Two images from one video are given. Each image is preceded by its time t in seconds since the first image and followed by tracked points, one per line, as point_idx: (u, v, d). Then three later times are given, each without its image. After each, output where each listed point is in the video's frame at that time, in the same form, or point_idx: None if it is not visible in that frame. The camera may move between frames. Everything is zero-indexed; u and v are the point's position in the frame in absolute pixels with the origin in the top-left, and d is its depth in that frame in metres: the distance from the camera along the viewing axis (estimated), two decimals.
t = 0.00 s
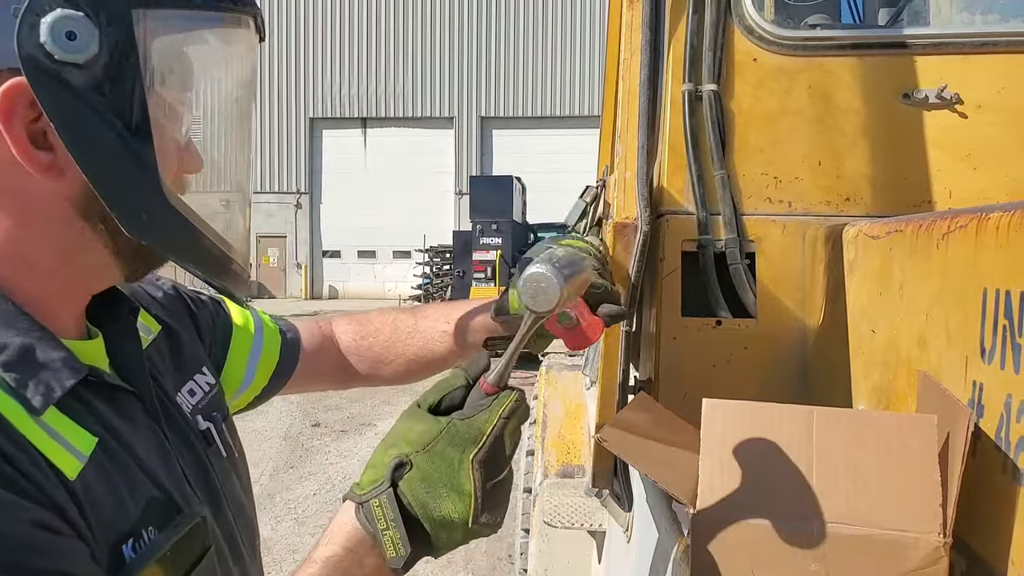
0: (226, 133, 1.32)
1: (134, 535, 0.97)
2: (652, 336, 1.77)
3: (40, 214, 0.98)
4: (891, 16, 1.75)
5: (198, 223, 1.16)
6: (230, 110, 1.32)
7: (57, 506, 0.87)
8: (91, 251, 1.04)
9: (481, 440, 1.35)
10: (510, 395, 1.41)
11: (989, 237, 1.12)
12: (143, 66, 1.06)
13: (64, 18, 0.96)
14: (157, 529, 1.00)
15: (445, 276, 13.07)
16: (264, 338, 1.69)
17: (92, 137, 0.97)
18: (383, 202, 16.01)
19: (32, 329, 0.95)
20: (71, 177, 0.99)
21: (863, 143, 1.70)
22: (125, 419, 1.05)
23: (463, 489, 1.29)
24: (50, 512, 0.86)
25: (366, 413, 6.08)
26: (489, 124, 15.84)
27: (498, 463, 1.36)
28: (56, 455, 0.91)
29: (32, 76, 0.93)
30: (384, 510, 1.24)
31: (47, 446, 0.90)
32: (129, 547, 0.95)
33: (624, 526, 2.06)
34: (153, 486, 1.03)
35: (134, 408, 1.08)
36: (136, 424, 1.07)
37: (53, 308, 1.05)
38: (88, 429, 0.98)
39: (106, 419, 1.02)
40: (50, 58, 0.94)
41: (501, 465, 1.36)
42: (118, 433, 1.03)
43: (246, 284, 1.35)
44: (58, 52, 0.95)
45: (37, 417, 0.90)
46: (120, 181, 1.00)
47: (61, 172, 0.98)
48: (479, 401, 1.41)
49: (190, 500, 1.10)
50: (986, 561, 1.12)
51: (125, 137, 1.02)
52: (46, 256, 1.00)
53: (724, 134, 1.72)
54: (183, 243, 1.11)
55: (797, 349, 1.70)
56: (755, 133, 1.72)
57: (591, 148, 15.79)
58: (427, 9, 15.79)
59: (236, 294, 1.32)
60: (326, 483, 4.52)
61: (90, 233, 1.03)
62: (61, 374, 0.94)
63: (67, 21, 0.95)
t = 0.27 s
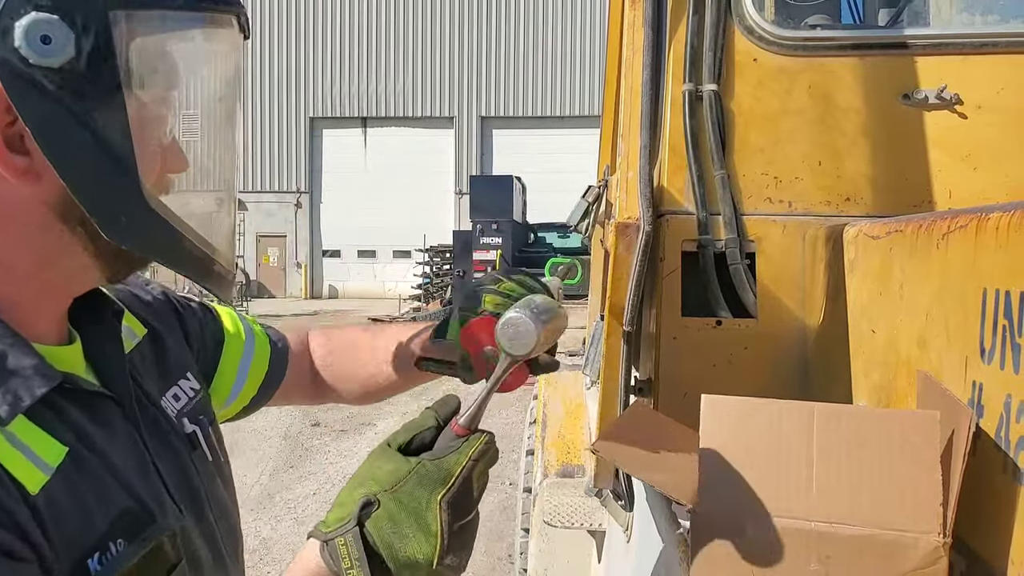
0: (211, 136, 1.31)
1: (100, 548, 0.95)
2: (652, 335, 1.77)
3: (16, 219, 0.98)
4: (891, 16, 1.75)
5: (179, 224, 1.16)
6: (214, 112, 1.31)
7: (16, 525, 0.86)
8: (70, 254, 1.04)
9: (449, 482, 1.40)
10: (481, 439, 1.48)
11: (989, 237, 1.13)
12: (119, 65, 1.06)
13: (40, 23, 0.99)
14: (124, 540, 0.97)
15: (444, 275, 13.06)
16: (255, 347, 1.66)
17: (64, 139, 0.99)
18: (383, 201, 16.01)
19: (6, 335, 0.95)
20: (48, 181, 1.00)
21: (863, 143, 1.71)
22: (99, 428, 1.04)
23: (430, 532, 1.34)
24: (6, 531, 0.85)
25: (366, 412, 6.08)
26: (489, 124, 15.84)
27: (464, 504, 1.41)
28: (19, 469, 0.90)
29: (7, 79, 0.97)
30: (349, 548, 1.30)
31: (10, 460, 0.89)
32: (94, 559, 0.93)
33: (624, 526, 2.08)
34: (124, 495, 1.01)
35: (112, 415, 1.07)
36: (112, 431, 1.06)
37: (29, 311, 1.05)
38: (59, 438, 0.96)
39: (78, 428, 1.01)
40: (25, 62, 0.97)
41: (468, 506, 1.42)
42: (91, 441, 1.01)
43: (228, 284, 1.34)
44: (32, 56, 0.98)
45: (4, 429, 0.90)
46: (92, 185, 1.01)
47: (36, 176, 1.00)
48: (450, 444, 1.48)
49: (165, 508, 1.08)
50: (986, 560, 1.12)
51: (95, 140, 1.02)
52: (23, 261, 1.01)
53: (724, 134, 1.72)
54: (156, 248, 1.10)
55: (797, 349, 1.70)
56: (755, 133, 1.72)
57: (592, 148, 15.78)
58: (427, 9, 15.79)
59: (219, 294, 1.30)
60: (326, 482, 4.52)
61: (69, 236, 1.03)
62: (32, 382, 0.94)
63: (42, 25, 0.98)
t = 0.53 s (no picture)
0: (210, 141, 1.28)
1: (82, 554, 0.91)
2: (652, 335, 1.77)
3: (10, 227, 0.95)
4: (891, 16, 1.75)
5: (170, 233, 1.11)
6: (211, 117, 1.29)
7: None
8: (64, 260, 0.99)
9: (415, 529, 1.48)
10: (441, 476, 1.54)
11: (988, 237, 1.12)
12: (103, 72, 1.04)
13: (14, 32, 0.96)
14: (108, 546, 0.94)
15: (444, 275, 13.06)
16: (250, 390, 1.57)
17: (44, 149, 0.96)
18: (383, 201, 16.01)
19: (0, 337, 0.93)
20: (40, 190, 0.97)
21: (863, 143, 1.70)
22: (95, 430, 1.01)
23: None
24: None
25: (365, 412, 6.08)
26: (488, 124, 15.84)
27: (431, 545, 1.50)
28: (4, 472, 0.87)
29: None
30: None
31: None
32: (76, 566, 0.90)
33: (624, 526, 2.05)
34: (112, 500, 0.98)
35: (109, 417, 1.05)
36: (108, 434, 1.03)
37: (27, 315, 1.01)
38: (49, 439, 0.94)
39: (71, 430, 0.98)
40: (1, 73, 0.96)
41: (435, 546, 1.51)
42: (83, 444, 0.98)
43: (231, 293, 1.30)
44: (6, 65, 0.96)
45: None
46: (80, 190, 0.98)
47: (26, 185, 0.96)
48: (421, 512, 1.29)
49: (157, 518, 1.05)
50: (987, 560, 1.12)
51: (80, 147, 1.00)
52: (17, 265, 0.96)
53: (724, 134, 1.72)
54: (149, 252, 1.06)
55: (797, 349, 1.70)
56: (755, 133, 1.72)
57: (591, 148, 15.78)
58: (427, 9, 15.79)
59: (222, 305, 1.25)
60: (326, 483, 4.52)
61: (61, 244, 0.99)
62: (26, 381, 0.92)
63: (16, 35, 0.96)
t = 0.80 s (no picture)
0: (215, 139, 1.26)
1: (97, 548, 0.92)
2: (652, 335, 1.77)
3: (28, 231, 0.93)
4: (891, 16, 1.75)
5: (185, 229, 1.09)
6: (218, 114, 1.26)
7: (12, 529, 0.84)
8: (81, 261, 0.98)
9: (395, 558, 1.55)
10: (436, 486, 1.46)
11: (988, 236, 1.13)
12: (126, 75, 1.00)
13: (39, 44, 0.92)
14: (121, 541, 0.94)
15: (444, 275, 13.06)
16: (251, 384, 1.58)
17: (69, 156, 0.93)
18: (383, 201, 16.01)
19: (14, 337, 0.93)
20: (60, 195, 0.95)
21: (863, 143, 1.70)
22: (105, 428, 1.01)
23: None
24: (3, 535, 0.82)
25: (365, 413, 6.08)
26: (488, 124, 15.84)
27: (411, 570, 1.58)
28: (20, 469, 0.87)
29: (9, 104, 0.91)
30: None
31: (5, 460, 0.86)
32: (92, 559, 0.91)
33: (623, 526, 2.06)
34: (124, 496, 0.98)
35: (119, 416, 1.04)
36: (118, 431, 1.03)
37: (36, 315, 0.99)
38: (61, 438, 0.94)
39: (82, 428, 0.98)
40: (28, 85, 0.92)
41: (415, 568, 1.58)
42: (94, 442, 0.98)
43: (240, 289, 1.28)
44: (33, 77, 0.92)
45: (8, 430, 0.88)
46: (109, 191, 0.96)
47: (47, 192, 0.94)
48: (442, 524, 1.31)
49: (166, 514, 1.04)
50: (986, 560, 1.12)
51: (108, 155, 0.97)
52: (33, 267, 0.96)
53: (724, 134, 1.72)
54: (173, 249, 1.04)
55: (797, 349, 1.70)
56: (755, 133, 1.72)
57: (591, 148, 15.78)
58: (427, 9, 15.79)
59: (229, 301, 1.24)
60: (326, 483, 4.52)
61: (80, 246, 0.97)
62: (39, 383, 0.92)
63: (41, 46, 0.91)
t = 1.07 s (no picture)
0: (234, 143, 1.24)
1: (136, 523, 0.92)
2: (652, 335, 1.77)
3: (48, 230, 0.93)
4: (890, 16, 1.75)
5: (199, 238, 1.08)
6: (236, 119, 1.25)
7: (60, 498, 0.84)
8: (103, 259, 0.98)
9: None
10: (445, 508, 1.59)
11: (988, 236, 1.13)
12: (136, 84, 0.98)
13: (43, 51, 0.91)
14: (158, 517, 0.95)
15: (444, 275, 13.06)
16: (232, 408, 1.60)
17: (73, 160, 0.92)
18: (383, 201, 16.01)
19: (47, 328, 0.93)
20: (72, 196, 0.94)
21: (863, 143, 1.71)
22: (134, 413, 1.02)
23: None
24: (52, 503, 0.82)
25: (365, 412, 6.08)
26: (488, 124, 15.85)
27: None
28: (64, 444, 0.87)
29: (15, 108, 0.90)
30: None
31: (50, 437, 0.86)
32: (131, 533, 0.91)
33: (624, 524, 2.07)
34: (156, 476, 0.99)
35: (143, 403, 1.05)
36: (145, 417, 1.04)
37: (60, 309, 0.99)
38: (98, 421, 0.94)
39: (114, 411, 0.98)
40: (32, 91, 0.90)
41: None
42: (124, 425, 0.98)
43: (256, 292, 1.27)
44: (37, 84, 0.91)
45: (48, 411, 0.87)
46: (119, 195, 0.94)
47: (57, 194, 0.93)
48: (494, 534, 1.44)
49: (192, 494, 1.05)
50: (986, 560, 1.12)
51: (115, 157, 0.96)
52: (57, 265, 0.96)
53: (723, 134, 1.72)
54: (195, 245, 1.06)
55: (796, 348, 1.70)
56: (755, 133, 1.72)
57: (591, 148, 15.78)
58: (427, 9, 15.80)
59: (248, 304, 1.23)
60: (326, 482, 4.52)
61: (95, 246, 0.96)
62: (71, 369, 0.92)
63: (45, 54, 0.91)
